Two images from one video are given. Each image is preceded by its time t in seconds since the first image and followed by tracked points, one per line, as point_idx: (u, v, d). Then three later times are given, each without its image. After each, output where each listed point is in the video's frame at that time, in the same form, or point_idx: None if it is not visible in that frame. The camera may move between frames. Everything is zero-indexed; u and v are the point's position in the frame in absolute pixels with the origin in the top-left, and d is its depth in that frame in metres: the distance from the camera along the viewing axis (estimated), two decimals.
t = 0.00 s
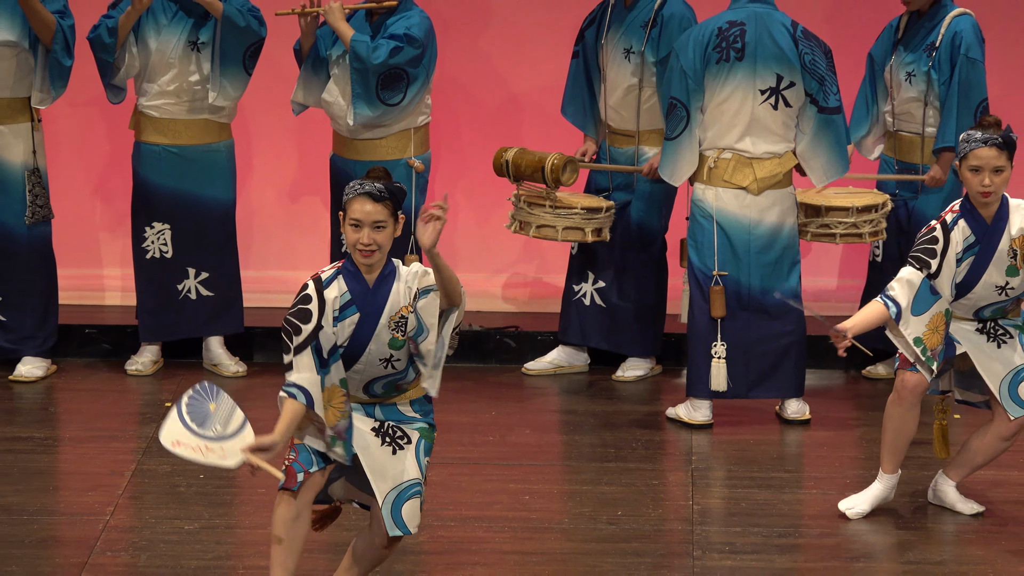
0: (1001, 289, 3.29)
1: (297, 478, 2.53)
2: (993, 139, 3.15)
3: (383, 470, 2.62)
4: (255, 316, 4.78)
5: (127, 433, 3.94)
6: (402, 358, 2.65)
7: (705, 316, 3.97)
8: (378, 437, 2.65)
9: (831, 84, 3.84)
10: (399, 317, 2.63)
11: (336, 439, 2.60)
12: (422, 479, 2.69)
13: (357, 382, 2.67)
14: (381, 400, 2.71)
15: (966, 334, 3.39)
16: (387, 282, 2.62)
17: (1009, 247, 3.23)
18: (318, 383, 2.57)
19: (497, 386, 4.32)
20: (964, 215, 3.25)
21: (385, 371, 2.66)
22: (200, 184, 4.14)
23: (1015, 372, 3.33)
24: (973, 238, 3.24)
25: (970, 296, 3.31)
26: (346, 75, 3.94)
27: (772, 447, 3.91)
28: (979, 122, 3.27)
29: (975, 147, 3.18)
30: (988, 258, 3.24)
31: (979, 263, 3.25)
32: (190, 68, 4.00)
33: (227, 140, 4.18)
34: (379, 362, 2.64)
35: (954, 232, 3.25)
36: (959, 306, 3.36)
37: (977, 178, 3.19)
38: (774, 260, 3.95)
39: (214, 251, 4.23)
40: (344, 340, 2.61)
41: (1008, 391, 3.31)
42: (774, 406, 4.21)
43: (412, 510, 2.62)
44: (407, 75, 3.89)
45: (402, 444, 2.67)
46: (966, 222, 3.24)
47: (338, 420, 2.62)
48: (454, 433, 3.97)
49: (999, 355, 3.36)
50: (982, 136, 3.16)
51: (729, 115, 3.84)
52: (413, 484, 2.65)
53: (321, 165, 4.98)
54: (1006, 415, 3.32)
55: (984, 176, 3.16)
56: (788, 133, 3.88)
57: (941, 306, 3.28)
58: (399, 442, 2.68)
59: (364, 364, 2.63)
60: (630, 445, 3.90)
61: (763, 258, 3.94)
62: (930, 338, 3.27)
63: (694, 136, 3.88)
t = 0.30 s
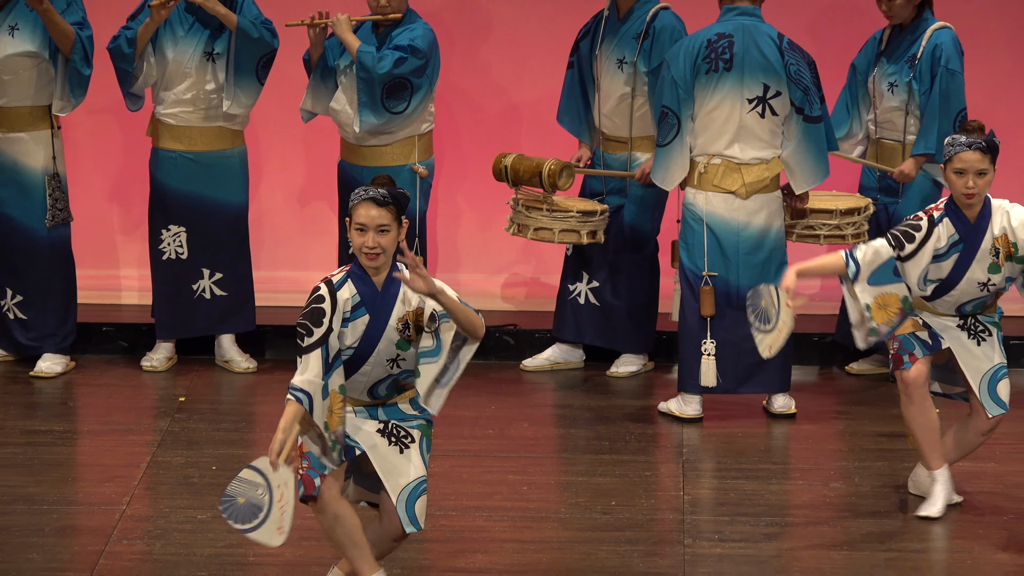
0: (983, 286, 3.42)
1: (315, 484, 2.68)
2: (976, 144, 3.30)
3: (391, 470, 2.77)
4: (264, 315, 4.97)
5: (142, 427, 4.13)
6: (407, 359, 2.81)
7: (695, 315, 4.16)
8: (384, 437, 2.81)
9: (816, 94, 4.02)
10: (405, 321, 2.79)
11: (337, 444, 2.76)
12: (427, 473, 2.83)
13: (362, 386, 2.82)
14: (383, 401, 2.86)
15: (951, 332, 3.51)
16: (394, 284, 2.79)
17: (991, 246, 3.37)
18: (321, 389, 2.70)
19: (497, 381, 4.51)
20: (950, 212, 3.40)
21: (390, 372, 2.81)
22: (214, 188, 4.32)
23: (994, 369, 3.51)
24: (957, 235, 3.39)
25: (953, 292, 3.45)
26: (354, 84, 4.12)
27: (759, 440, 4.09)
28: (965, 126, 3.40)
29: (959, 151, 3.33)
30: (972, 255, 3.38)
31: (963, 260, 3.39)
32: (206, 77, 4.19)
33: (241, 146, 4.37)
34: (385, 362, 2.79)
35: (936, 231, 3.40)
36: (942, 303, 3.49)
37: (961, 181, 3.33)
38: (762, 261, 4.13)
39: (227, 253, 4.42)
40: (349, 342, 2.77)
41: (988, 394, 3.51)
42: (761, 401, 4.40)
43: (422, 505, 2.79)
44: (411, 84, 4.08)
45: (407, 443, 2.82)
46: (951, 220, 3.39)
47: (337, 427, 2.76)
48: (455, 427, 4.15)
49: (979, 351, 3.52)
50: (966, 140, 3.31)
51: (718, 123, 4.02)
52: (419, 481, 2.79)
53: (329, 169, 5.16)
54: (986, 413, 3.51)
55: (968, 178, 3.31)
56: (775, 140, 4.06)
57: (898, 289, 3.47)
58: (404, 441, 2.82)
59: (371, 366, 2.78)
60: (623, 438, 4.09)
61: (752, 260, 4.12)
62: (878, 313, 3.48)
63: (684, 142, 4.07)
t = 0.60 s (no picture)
0: (962, 273, 3.50)
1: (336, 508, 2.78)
2: (960, 134, 3.34)
3: (397, 460, 2.92)
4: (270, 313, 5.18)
5: (156, 420, 4.32)
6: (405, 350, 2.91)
7: (684, 313, 4.35)
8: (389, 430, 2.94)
9: (800, 102, 4.19)
10: (405, 316, 2.93)
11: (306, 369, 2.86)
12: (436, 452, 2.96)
13: (363, 376, 2.93)
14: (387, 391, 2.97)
15: (934, 325, 3.59)
16: (395, 279, 2.91)
17: (970, 233, 3.44)
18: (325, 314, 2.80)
19: (494, 377, 4.70)
20: (933, 198, 3.47)
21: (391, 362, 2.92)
22: (225, 192, 4.51)
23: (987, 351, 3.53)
24: (938, 222, 3.46)
25: (932, 279, 3.53)
26: (359, 92, 4.31)
27: (745, 434, 4.28)
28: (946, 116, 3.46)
29: (942, 142, 3.36)
30: (950, 243, 3.46)
31: (942, 247, 3.47)
32: (220, 86, 4.37)
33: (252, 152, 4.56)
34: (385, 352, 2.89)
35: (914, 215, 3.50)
36: (924, 289, 3.58)
37: (944, 170, 3.38)
38: (749, 261, 4.30)
39: (238, 254, 4.61)
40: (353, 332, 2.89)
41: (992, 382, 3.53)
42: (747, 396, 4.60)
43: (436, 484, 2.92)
44: (413, 93, 4.26)
45: (412, 431, 2.94)
46: (932, 206, 3.47)
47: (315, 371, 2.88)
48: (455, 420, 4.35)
49: (968, 338, 3.55)
50: (949, 131, 3.35)
51: (706, 130, 4.21)
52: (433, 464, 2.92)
53: (335, 172, 5.35)
54: (985, 395, 3.55)
55: (951, 169, 3.36)
56: (760, 146, 4.24)
57: (851, 257, 3.68)
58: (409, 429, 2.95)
59: (373, 357, 2.90)
60: (615, 431, 4.28)
61: (739, 261, 4.29)
62: (825, 271, 3.75)
63: (674, 148, 4.25)
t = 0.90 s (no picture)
0: (938, 284, 3.65)
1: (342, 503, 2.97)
2: (935, 148, 3.49)
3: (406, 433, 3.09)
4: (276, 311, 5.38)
5: (167, 415, 4.52)
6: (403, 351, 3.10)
7: (673, 311, 4.54)
8: (391, 412, 3.10)
9: (784, 110, 4.39)
10: (401, 318, 3.07)
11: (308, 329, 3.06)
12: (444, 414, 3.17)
13: (361, 375, 3.10)
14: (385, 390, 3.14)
15: (919, 325, 3.76)
16: (394, 284, 3.06)
17: (946, 246, 3.60)
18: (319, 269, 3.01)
19: (490, 373, 4.91)
20: (910, 211, 3.63)
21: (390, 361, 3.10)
22: (233, 198, 4.70)
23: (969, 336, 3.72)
24: (914, 233, 3.62)
25: (911, 287, 3.69)
26: (361, 100, 4.51)
27: (731, 428, 4.48)
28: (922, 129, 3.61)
29: (919, 155, 3.52)
30: (927, 252, 3.61)
31: (919, 256, 3.63)
32: (230, 96, 4.57)
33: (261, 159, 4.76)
34: (385, 353, 3.08)
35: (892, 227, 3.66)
36: (905, 296, 3.73)
37: (921, 183, 3.53)
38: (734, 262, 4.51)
39: (247, 256, 4.82)
40: (353, 330, 3.05)
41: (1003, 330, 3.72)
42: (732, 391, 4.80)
43: (451, 438, 3.10)
44: (414, 102, 4.46)
45: (411, 406, 3.12)
46: (909, 219, 3.63)
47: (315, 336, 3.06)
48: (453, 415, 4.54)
49: (953, 328, 3.73)
50: (925, 145, 3.51)
51: (694, 137, 4.39)
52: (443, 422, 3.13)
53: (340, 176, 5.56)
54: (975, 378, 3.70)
55: (927, 181, 3.51)
56: (746, 152, 4.43)
57: (842, 285, 3.81)
58: (409, 406, 3.12)
59: (371, 356, 3.07)
60: (606, 425, 4.48)
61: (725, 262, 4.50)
62: (818, 295, 3.89)
63: (663, 154, 4.44)
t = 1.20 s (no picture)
0: (907, 288, 3.85)
1: (340, 498, 3.14)
2: (910, 159, 3.69)
3: (398, 426, 3.25)
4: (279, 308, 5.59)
5: (176, 408, 4.72)
6: (397, 349, 3.24)
7: (660, 308, 4.77)
8: (385, 406, 3.27)
9: (766, 116, 4.59)
10: (397, 316, 3.20)
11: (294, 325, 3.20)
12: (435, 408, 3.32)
13: (357, 370, 3.25)
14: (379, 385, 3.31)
15: (890, 327, 3.93)
16: (390, 282, 3.20)
17: (916, 252, 3.80)
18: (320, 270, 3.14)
19: (485, 368, 5.12)
20: (883, 217, 3.84)
21: (385, 358, 3.24)
22: (241, 200, 5.00)
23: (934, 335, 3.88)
24: (887, 238, 3.83)
25: (882, 289, 3.88)
26: (363, 106, 4.67)
27: (715, 420, 4.69)
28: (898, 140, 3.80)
29: (894, 165, 3.72)
30: (898, 258, 3.81)
31: (890, 261, 3.83)
32: (239, 103, 4.84)
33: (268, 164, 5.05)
34: (379, 350, 3.22)
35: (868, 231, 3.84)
36: (877, 299, 3.92)
37: (896, 192, 3.74)
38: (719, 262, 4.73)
39: (255, 255, 5.10)
40: (349, 324, 3.19)
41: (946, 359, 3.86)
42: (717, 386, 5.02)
43: (442, 430, 3.24)
44: (412, 108, 4.66)
45: (403, 401, 3.28)
46: (882, 225, 3.84)
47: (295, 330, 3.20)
48: (449, 408, 4.75)
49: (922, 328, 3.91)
50: (900, 155, 3.70)
51: (681, 142, 4.59)
52: (433, 416, 3.28)
53: (342, 179, 5.80)
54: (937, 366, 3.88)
55: (902, 190, 3.72)
56: (730, 156, 4.63)
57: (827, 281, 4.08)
58: (402, 400, 3.29)
59: (366, 353, 3.22)
60: (596, 417, 4.68)
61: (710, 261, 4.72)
62: (806, 293, 4.15)
63: (651, 158, 4.63)
